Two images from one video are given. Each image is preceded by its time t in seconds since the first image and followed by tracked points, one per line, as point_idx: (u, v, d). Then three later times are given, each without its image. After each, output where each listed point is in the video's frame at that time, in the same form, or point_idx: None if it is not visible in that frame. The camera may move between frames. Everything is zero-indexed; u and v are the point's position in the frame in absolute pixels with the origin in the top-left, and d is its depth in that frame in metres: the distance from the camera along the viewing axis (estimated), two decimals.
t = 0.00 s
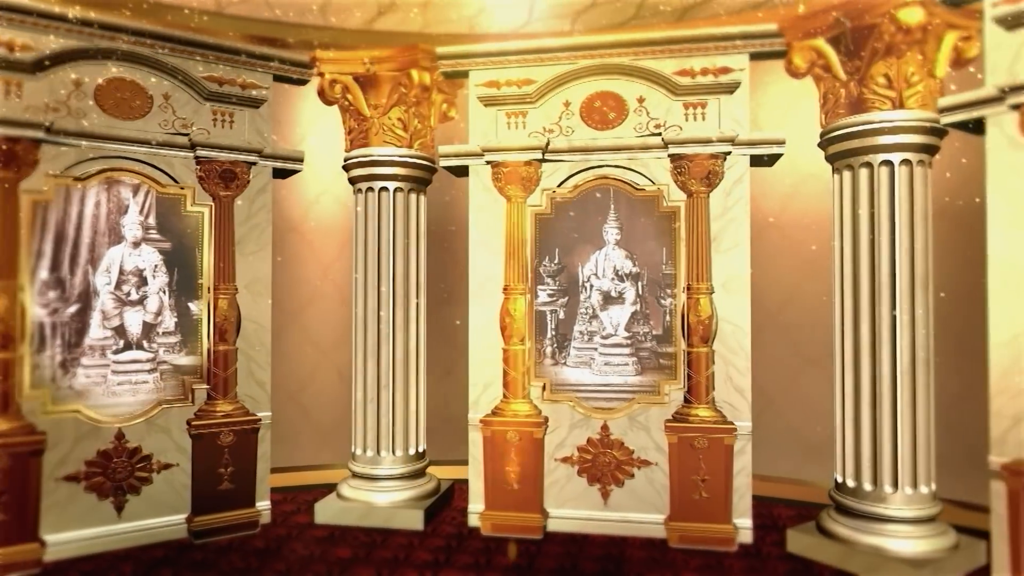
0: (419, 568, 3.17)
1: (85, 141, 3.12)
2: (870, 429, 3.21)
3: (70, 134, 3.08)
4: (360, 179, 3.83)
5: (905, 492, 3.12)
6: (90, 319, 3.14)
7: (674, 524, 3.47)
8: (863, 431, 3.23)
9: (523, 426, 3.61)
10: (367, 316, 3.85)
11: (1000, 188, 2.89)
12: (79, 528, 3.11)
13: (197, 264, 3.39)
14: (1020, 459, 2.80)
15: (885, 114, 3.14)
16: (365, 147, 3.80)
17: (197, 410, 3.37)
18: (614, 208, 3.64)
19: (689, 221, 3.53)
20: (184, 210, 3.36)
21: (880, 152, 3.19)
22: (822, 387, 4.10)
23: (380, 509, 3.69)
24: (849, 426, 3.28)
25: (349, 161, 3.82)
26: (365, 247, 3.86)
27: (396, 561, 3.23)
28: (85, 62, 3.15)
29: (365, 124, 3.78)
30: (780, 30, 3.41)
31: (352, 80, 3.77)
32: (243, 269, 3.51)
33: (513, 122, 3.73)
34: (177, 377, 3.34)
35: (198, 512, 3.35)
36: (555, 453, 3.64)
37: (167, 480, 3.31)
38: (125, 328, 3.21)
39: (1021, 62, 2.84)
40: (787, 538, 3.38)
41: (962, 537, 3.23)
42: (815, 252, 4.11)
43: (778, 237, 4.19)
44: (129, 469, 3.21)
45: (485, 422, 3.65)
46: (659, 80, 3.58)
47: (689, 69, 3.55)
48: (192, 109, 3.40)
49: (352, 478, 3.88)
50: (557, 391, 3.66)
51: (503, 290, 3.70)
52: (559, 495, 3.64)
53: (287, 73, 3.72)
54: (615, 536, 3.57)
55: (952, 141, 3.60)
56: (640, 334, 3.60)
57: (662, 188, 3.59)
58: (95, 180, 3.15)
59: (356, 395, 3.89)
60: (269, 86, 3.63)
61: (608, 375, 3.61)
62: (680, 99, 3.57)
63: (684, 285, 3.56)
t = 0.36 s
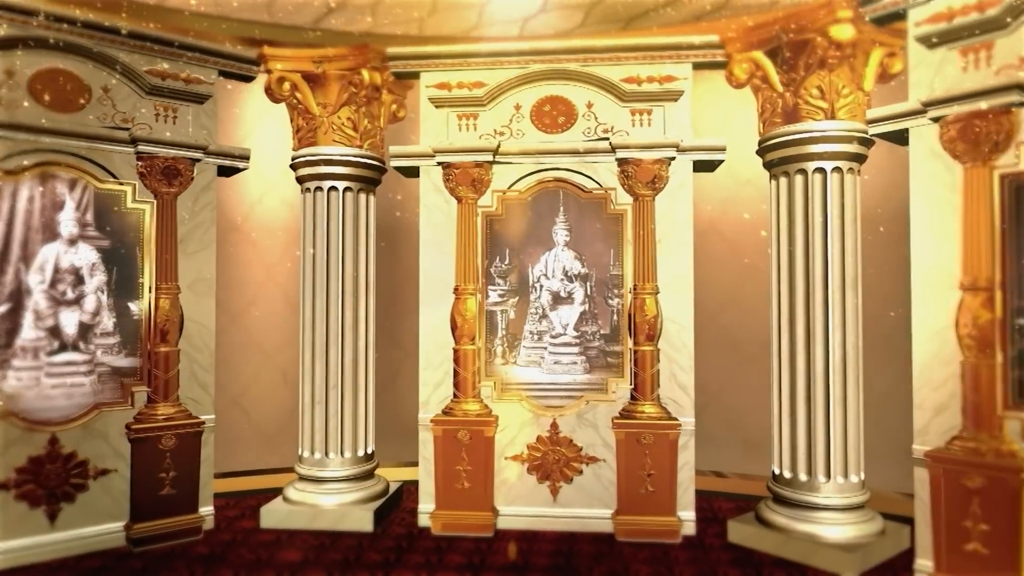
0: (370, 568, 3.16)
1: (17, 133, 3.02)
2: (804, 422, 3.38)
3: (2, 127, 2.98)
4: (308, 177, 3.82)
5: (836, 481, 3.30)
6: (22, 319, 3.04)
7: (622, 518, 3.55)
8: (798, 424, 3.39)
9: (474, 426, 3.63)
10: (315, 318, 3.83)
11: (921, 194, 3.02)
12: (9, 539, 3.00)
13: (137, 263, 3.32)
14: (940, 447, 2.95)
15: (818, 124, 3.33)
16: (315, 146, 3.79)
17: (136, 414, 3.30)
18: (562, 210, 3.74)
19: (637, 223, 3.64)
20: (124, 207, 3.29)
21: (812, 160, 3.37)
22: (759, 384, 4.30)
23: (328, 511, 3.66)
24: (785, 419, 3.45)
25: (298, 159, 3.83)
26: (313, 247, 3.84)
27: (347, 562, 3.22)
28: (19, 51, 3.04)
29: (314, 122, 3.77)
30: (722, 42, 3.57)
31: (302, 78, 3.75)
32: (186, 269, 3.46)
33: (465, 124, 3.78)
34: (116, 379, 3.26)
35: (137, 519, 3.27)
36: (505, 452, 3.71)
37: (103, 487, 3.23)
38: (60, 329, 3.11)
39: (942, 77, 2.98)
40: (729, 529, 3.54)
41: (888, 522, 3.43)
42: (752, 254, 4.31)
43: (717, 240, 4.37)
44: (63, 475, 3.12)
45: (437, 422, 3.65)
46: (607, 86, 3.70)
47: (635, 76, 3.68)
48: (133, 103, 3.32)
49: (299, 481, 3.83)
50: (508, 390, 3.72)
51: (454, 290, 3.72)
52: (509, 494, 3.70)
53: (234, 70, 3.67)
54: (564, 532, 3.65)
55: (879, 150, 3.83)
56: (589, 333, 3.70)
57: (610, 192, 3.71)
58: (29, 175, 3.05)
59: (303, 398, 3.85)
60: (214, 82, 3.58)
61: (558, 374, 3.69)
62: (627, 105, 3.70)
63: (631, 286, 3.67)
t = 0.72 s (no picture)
0: (321, 571, 3.14)
1: None
2: (744, 418, 3.52)
3: None
4: (254, 176, 3.77)
5: (774, 473, 3.46)
6: None
7: (571, 514, 3.63)
8: (739, 420, 3.54)
9: (425, 426, 3.64)
10: (262, 318, 3.78)
11: (854, 201, 3.21)
12: None
13: (75, 262, 3.25)
14: (871, 438, 3.14)
15: (757, 133, 3.48)
16: (263, 144, 3.76)
17: (73, 418, 3.21)
18: (514, 212, 3.81)
19: (587, 226, 3.73)
20: (62, 202, 3.21)
21: (751, 167, 3.53)
22: (701, 381, 4.47)
23: (275, 514, 3.61)
24: (727, 415, 3.59)
25: (246, 156, 3.76)
26: (259, 247, 3.80)
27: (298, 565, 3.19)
28: None
29: (262, 120, 3.74)
30: (668, 52, 3.72)
31: (249, 76, 3.71)
32: (127, 267, 3.41)
33: (416, 125, 3.81)
34: (51, 382, 3.18)
35: (73, 528, 3.16)
36: (455, 452, 3.74)
37: (36, 495, 3.11)
38: None
39: (871, 91, 3.18)
40: (674, 522, 3.67)
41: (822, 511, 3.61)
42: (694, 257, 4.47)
43: (659, 244, 4.52)
44: None
45: (387, 423, 3.64)
46: (558, 92, 3.78)
47: (585, 82, 3.78)
48: (72, 95, 3.22)
49: (244, 486, 3.78)
50: (459, 389, 3.76)
51: (406, 290, 3.74)
52: (460, 494, 3.73)
53: (177, 63, 3.61)
54: (515, 530, 3.70)
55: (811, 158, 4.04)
56: (539, 333, 3.78)
57: (559, 195, 3.79)
58: None
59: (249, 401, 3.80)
60: (158, 77, 3.51)
61: (509, 373, 3.76)
62: (577, 111, 3.79)
63: (580, 287, 3.77)
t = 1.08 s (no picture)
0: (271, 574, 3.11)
1: None
2: (689, 415, 3.66)
3: None
4: (200, 173, 3.73)
5: (717, 467, 3.59)
6: None
7: (523, 512, 3.68)
8: (684, 417, 3.67)
9: (377, 426, 3.64)
10: (206, 317, 3.72)
11: (793, 208, 3.39)
12: None
13: (10, 260, 3.15)
14: (808, 431, 3.31)
15: (700, 141, 3.63)
16: (208, 141, 3.73)
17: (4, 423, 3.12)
18: (467, 214, 3.85)
19: (538, 228, 3.79)
20: None
21: (695, 173, 3.67)
22: (647, 380, 4.60)
23: (220, 519, 3.55)
24: (672, 413, 3.72)
25: (190, 153, 3.74)
26: (205, 246, 3.76)
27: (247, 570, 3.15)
28: None
29: (208, 116, 3.72)
30: (617, 61, 3.84)
31: (196, 71, 3.71)
32: (65, 266, 3.31)
33: (369, 125, 3.80)
34: None
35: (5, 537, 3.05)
36: (407, 452, 3.75)
37: None
38: None
39: (808, 102, 3.36)
40: (622, 517, 3.77)
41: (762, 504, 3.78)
42: (642, 260, 4.61)
43: (607, 247, 4.64)
44: None
45: (339, 424, 3.63)
46: (510, 95, 3.84)
47: (538, 87, 3.86)
48: (7, 86, 3.13)
49: (188, 491, 3.71)
50: (412, 389, 3.79)
51: (358, 291, 3.74)
52: (412, 494, 3.74)
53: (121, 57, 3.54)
54: (467, 528, 3.74)
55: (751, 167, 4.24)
56: (491, 333, 3.83)
57: (511, 198, 3.86)
58: None
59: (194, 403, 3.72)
60: (99, 69, 3.43)
61: (461, 373, 3.80)
62: (529, 115, 3.86)
63: (531, 288, 3.84)
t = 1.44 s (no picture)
0: None
1: None
2: (640, 412, 3.75)
3: None
4: (146, 170, 3.69)
5: (666, 463, 3.70)
6: None
7: (477, 511, 3.74)
8: (634, 414, 3.76)
9: (331, 427, 3.64)
10: (151, 319, 3.67)
11: (738, 212, 3.52)
12: None
13: None
14: (752, 427, 3.44)
15: (649, 147, 3.74)
16: (153, 137, 3.68)
17: None
18: (422, 215, 3.86)
19: (492, 230, 3.87)
20: None
21: (645, 177, 3.78)
22: (598, 380, 4.69)
23: (165, 526, 3.49)
24: (623, 410, 3.81)
25: (137, 150, 3.69)
26: (151, 246, 3.70)
27: None
28: None
29: (155, 113, 3.68)
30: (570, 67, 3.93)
31: (144, 65, 3.66)
32: None
33: (323, 125, 3.80)
34: None
35: None
36: (361, 453, 3.75)
37: None
38: None
39: (752, 112, 3.50)
40: (574, 514, 3.85)
41: (707, 498, 3.91)
42: (593, 262, 4.70)
43: (559, 250, 4.73)
44: None
45: (292, 427, 3.61)
46: (465, 99, 3.89)
47: (492, 91, 3.91)
48: None
49: (132, 497, 3.64)
50: (366, 390, 3.78)
51: (311, 291, 3.73)
52: (366, 496, 3.74)
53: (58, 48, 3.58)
54: (421, 529, 3.77)
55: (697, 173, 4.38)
56: (446, 334, 3.85)
57: (466, 200, 3.90)
58: None
59: (138, 407, 3.66)
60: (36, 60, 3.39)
61: (416, 374, 3.82)
62: (483, 118, 3.91)
63: (486, 289, 3.88)
